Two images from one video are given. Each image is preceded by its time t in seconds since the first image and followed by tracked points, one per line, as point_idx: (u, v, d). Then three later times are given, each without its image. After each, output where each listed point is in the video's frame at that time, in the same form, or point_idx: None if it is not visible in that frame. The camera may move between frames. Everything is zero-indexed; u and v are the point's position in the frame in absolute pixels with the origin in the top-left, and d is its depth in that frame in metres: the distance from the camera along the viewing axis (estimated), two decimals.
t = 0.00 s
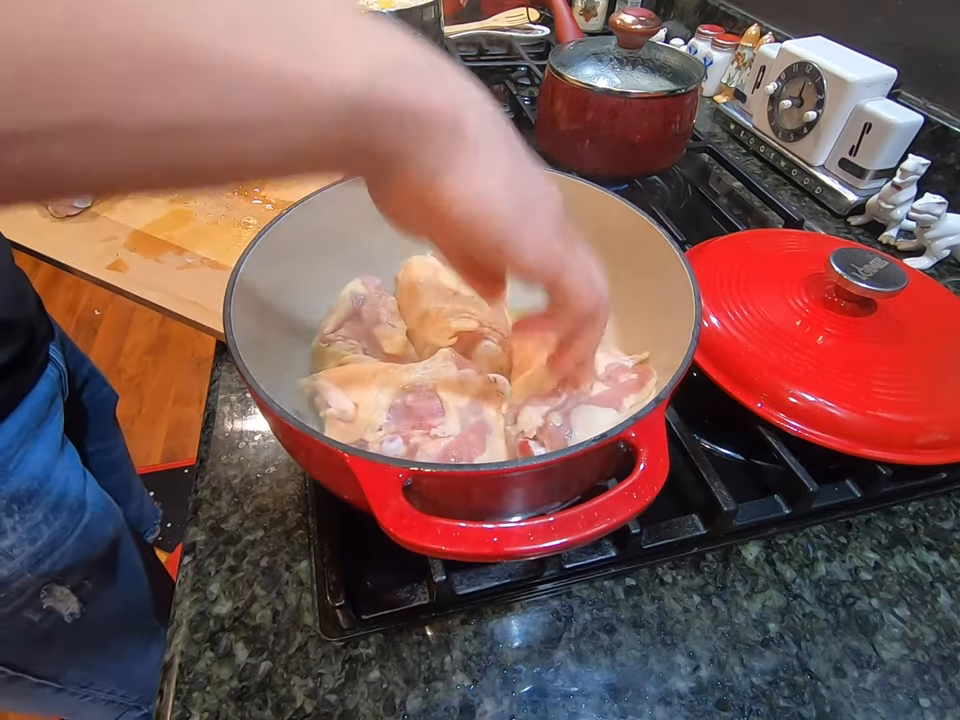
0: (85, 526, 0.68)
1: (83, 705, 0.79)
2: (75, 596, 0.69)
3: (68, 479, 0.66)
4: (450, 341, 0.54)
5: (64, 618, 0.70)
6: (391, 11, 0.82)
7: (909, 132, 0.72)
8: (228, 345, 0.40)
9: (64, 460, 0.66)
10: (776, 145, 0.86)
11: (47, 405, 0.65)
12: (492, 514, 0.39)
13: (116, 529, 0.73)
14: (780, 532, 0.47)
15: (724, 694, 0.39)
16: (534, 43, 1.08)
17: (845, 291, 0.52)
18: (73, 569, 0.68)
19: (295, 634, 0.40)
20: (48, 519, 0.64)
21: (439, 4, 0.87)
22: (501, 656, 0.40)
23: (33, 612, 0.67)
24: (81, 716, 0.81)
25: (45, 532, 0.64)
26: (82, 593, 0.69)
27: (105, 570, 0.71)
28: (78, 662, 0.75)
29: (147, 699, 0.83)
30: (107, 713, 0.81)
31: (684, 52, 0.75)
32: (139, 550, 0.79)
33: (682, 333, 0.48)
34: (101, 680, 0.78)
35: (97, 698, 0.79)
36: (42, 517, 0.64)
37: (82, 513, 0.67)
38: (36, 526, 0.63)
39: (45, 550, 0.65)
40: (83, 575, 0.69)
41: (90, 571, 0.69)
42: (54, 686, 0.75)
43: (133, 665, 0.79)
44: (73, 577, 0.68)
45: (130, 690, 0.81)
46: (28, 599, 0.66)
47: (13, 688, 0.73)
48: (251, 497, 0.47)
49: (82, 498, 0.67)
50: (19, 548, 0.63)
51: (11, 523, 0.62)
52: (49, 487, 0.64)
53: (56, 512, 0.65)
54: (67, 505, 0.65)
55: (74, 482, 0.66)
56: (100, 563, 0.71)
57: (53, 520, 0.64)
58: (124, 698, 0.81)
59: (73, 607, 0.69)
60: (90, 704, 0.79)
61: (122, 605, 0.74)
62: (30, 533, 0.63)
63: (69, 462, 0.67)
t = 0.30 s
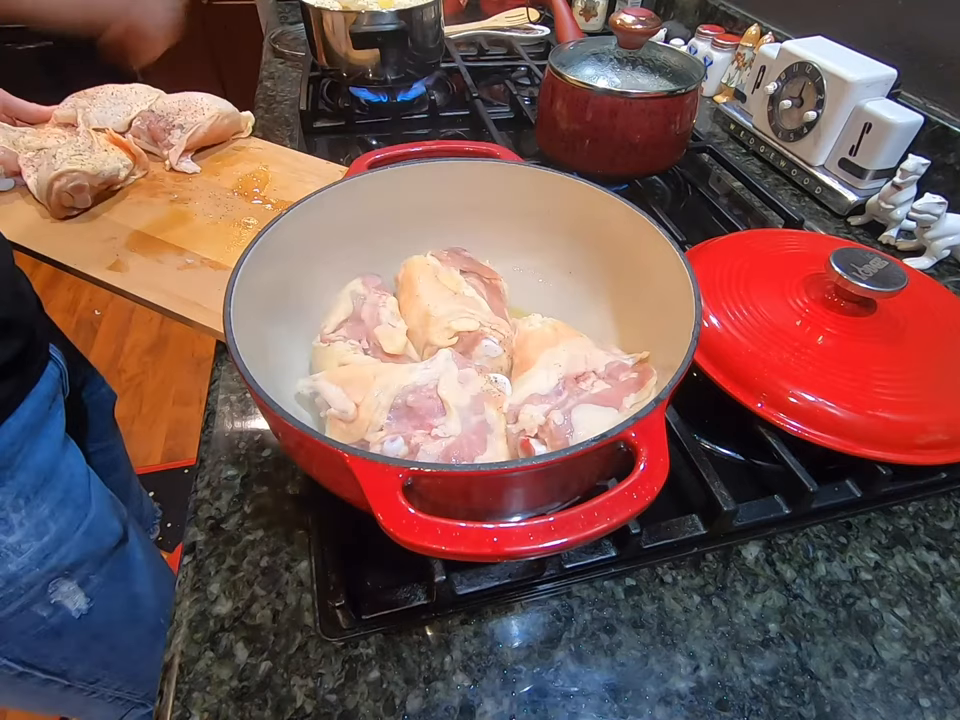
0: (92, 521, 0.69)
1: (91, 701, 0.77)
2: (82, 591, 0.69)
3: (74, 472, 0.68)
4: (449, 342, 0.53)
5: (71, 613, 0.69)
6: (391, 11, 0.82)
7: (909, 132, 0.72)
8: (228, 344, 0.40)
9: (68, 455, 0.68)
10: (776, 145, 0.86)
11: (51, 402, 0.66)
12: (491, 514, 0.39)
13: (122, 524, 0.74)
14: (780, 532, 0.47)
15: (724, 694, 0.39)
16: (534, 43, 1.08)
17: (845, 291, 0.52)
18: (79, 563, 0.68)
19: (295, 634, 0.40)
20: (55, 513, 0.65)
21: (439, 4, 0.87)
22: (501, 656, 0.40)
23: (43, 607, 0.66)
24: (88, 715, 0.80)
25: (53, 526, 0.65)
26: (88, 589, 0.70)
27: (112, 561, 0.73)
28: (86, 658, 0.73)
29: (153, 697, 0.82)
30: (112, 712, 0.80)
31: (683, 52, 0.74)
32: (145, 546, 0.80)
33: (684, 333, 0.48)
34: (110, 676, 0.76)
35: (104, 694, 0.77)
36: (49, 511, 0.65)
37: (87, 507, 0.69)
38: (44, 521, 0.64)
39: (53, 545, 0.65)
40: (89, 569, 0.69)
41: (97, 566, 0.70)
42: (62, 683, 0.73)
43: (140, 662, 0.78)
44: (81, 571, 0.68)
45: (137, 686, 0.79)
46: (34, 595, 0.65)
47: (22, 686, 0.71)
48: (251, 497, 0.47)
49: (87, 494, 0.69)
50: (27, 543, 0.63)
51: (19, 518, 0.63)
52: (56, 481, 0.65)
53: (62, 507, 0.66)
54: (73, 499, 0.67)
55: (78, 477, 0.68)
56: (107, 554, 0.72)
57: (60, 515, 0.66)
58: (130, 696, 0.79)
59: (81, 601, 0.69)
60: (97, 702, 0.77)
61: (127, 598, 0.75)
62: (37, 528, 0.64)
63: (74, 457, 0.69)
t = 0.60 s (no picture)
0: (75, 525, 0.68)
1: (76, 703, 0.78)
2: (65, 596, 0.69)
3: (58, 476, 0.67)
4: (450, 342, 0.53)
5: (54, 617, 0.69)
6: (391, 11, 0.82)
7: (909, 132, 0.72)
8: (228, 343, 0.40)
9: (53, 459, 0.67)
10: (776, 145, 0.86)
11: (36, 404, 0.65)
12: (492, 514, 0.39)
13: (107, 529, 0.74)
14: (780, 532, 0.47)
15: (724, 694, 0.39)
16: (534, 43, 1.08)
17: (845, 291, 0.52)
18: (63, 568, 0.67)
19: (295, 634, 0.40)
20: (36, 519, 0.64)
21: (439, 4, 0.87)
22: (501, 656, 0.40)
23: (23, 612, 0.66)
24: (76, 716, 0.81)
25: (34, 531, 0.64)
26: (71, 594, 0.70)
27: (93, 567, 0.72)
28: (71, 662, 0.74)
29: (141, 698, 0.83)
30: (100, 713, 0.81)
31: (683, 52, 0.74)
32: (133, 548, 0.80)
33: (684, 333, 0.48)
34: (94, 681, 0.77)
35: (89, 697, 0.78)
36: (30, 517, 0.63)
37: (70, 511, 0.68)
38: (24, 526, 0.63)
39: (34, 550, 0.64)
40: (72, 574, 0.69)
41: (79, 570, 0.70)
42: (46, 687, 0.74)
43: (126, 665, 0.79)
44: (63, 576, 0.68)
45: (124, 690, 0.80)
46: (15, 601, 0.65)
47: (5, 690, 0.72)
48: (251, 497, 0.47)
49: (70, 497, 0.68)
50: (7, 548, 0.62)
51: None
52: (38, 486, 0.64)
53: (44, 513, 0.65)
54: (55, 504, 0.66)
55: (63, 480, 0.67)
56: (88, 561, 0.71)
57: (41, 520, 0.64)
58: (116, 698, 0.80)
59: (62, 606, 0.69)
60: (82, 704, 0.79)
61: (113, 602, 0.75)
62: (17, 533, 0.63)
63: (59, 460, 0.67)
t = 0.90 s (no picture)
0: (66, 526, 0.68)
1: (70, 704, 0.78)
2: (56, 597, 0.69)
3: (50, 476, 0.67)
4: (449, 342, 0.53)
5: (45, 618, 0.69)
6: (391, 11, 0.82)
7: (909, 132, 0.72)
8: (228, 343, 0.40)
9: (45, 459, 0.67)
10: (776, 145, 0.86)
11: (29, 405, 0.65)
12: (492, 514, 0.39)
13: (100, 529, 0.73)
14: (780, 532, 0.47)
15: (724, 694, 0.39)
16: (534, 43, 1.08)
17: (845, 291, 0.52)
18: (52, 569, 0.67)
19: (295, 634, 0.40)
20: (27, 520, 0.64)
21: (439, 4, 0.87)
22: (501, 656, 0.40)
23: (13, 613, 0.67)
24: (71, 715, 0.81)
25: (24, 532, 0.64)
26: (62, 594, 0.70)
27: (85, 568, 0.72)
28: (64, 662, 0.74)
29: (137, 699, 0.84)
30: (96, 713, 0.82)
31: (684, 52, 0.74)
32: (129, 548, 0.80)
33: (684, 332, 0.48)
34: (88, 680, 0.77)
35: (84, 698, 0.78)
36: (19, 518, 0.63)
37: (62, 512, 0.67)
38: (14, 527, 0.63)
39: (23, 551, 0.64)
40: (63, 575, 0.69)
41: (72, 570, 0.70)
42: (38, 687, 0.74)
43: (120, 664, 0.79)
44: (54, 577, 0.68)
45: (119, 690, 0.81)
46: (6, 601, 0.65)
47: None
48: (251, 497, 0.47)
49: (63, 498, 0.68)
50: None
51: None
52: (29, 487, 0.64)
53: (35, 513, 0.65)
54: (46, 505, 0.66)
55: (55, 481, 0.67)
56: (81, 561, 0.71)
57: (32, 520, 0.64)
58: (111, 699, 0.81)
59: (54, 607, 0.69)
60: (77, 705, 0.79)
61: (106, 602, 0.75)
62: (8, 534, 0.63)
63: (51, 460, 0.67)
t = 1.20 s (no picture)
0: (62, 531, 0.68)
1: (66, 708, 0.78)
2: (50, 603, 0.69)
3: (47, 480, 0.67)
4: (449, 342, 0.53)
5: (39, 625, 0.69)
6: (391, 11, 0.82)
7: (909, 132, 0.72)
8: (228, 343, 0.40)
9: (43, 464, 0.68)
10: (776, 145, 0.86)
11: (26, 408, 0.65)
12: (492, 514, 0.39)
13: (96, 534, 0.73)
14: (780, 532, 0.47)
15: (724, 694, 0.39)
16: (534, 43, 1.08)
17: (845, 291, 0.52)
18: (48, 575, 0.67)
19: (295, 634, 0.40)
20: (22, 525, 0.64)
21: (439, 4, 0.87)
22: (501, 656, 0.40)
23: (8, 619, 0.67)
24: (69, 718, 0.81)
25: (19, 538, 0.64)
26: (57, 600, 0.70)
27: (81, 573, 0.72)
28: (59, 666, 0.74)
29: (134, 702, 0.84)
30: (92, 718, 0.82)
31: (683, 52, 0.74)
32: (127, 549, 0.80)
33: (685, 333, 0.48)
34: (83, 686, 0.77)
35: (80, 702, 0.78)
36: (15, 523, 0.63)
37: (59, 517, 0.68)
38: (9, 533, 0.63)
39: (18, 557, 0.64)
40: (57, 581, 0.69)
41: (67, 578, 0.69)
42: (33, 693, 0.74)
43: (117, 668, 0.79)
44: (48, 583, 0.68)
45: (115, 694, 0.80)
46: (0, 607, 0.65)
47: None
48: (252, 497, 0.47)
49: (59, 502, 0.68)
50: None
51: None
52: (24, 492, 0.64)
53: (30, 518, 0.65)
54: (43, 509, 0.66)
55: (51, 486, 0.68)
56: (76, 567, 0.71)
57: (27, 526, 0.64)
58: (107, 703, 0.81)
59: (48, 613, 0.69)
60: (73, 709, 0.79)
61: (102, 605, 0.75)
62: (2, 540, 0.63)
63: (49, 465, 0.68)
